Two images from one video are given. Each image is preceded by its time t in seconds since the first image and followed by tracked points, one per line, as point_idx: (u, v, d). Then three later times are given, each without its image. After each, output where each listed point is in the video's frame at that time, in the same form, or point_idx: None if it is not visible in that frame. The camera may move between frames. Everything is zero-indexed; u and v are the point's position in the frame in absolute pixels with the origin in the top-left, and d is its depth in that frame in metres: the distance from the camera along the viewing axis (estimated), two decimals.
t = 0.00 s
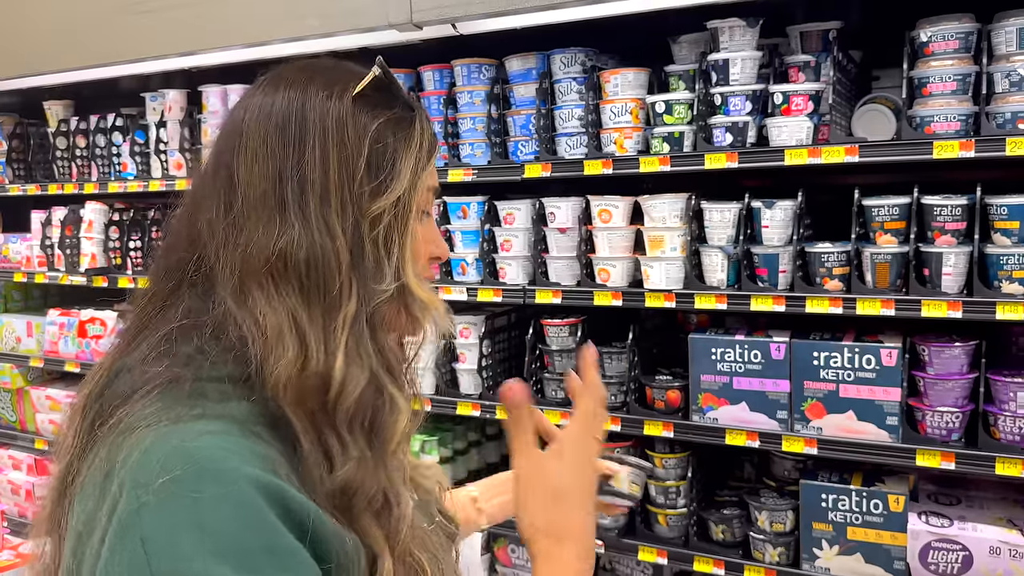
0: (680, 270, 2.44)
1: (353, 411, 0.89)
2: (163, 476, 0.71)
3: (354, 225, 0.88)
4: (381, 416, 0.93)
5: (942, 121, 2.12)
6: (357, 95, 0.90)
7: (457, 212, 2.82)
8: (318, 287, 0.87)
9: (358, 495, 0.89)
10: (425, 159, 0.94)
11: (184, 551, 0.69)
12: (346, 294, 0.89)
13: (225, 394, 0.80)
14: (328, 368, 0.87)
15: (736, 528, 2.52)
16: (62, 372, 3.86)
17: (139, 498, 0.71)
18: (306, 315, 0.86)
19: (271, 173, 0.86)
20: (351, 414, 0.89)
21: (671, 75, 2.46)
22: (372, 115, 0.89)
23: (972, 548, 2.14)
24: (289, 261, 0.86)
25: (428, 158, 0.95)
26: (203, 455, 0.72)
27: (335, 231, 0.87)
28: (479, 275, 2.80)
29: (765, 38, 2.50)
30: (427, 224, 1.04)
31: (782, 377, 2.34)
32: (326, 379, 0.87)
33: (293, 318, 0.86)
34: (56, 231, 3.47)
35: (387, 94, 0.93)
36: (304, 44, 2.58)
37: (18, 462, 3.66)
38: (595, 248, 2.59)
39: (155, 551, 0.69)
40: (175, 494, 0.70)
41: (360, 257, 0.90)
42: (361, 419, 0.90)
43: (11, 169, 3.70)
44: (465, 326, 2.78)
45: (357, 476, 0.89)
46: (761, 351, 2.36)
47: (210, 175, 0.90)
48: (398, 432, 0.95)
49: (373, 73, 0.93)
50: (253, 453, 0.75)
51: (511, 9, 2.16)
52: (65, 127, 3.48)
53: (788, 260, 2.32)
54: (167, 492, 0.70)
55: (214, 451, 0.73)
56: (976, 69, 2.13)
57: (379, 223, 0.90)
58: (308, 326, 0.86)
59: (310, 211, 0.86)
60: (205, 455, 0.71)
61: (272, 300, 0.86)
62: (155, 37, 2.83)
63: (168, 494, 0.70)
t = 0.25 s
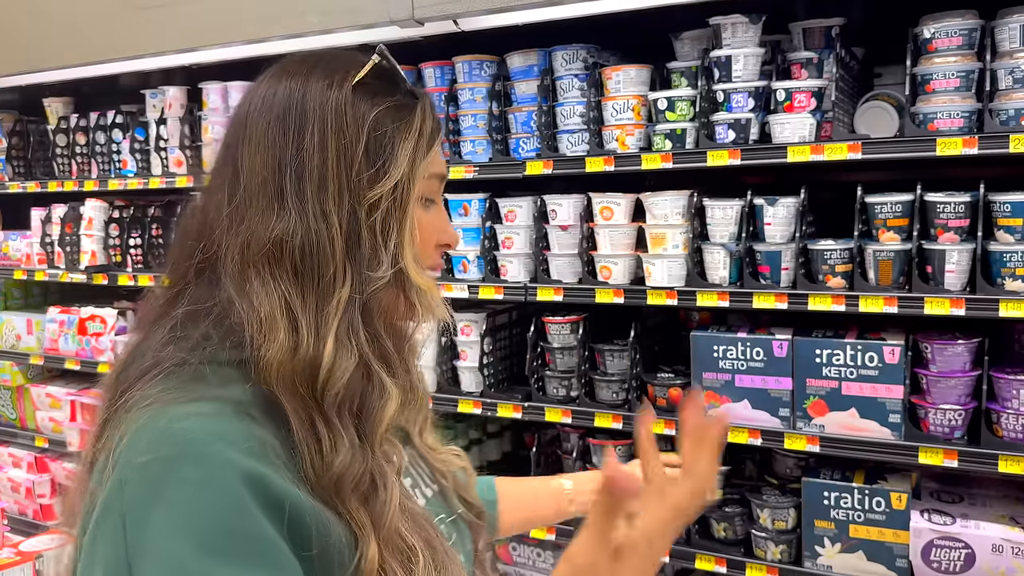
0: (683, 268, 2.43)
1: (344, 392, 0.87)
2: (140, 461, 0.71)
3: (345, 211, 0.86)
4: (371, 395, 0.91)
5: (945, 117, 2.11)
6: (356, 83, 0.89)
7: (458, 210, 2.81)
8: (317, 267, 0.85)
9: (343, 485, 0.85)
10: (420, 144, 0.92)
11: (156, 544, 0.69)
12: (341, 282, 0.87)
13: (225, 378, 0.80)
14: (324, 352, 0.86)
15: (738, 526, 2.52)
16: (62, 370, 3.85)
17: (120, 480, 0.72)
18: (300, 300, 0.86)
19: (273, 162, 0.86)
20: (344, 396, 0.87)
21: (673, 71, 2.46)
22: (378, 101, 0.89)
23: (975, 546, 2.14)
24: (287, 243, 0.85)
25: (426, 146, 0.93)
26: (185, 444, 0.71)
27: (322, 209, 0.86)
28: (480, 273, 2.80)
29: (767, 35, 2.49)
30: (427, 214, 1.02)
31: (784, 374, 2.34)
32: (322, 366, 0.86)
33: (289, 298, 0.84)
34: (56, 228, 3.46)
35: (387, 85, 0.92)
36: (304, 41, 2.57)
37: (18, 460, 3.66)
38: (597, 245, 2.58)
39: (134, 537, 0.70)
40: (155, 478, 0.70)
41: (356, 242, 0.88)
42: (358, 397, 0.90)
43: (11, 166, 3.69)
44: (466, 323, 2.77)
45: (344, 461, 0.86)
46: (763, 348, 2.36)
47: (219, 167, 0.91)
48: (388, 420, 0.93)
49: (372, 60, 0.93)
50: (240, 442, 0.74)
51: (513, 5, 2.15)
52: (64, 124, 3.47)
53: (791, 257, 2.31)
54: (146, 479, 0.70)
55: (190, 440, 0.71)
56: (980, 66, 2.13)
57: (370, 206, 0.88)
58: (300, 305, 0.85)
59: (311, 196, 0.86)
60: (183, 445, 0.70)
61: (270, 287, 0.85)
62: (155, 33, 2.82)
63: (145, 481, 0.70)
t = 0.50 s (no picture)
0: (682, 265, 2.42)
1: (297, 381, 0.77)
2: (165, 430, 0.72)
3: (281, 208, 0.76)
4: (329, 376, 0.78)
5: (946, 114, 2.10)
6: (263, 79, 0.79)
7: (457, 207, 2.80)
8: (252, 261, 0.78)
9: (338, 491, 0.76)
10: (320, 117, 0.76)
11: (167, 514, 0.70)
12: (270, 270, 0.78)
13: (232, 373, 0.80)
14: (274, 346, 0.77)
15: (737, 524, 2.52)
16: (61, 368, 3.85)
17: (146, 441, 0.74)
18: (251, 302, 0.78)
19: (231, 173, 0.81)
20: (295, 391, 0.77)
21: (673, 68, 2.43)
22: (288, 82, 0.77)
23: (974, 544, 2.13)
24: (242, 248, 0.78)
25: (325, 117, 0.76)
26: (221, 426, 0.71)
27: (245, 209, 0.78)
28: (479, 270, 2.79)
29: (768, 32, 2.48)
30: (389, 177, 0.80)
31: (784, 372, 2.33)
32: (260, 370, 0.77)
33: (240, 300, 0.79)
34: (55, 226, 3.45)
35: (294, 64, 0.79)
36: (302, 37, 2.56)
37: (16, 458, 3.65)
38: (596, 242, 2.57)
39: (148, 497, 0.72)
40: (177, 453, 0.71)
41: (274, 226, 0.77)
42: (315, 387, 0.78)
43: (9, 163, 3.68)
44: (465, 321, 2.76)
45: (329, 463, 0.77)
46: (763, 346, 2.35)
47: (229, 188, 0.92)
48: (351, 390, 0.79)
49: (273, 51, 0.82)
50: (265, 428, 0.73)
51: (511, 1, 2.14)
52: (63, 121, 3.46)
53: (790, 255, 2.31)
54: (169, 448, 0.71)
55: (215, 424, 0.71)
56: (980, 62, 2.12)
57: (275, 192, 0.76)
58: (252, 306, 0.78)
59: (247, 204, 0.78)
60: (213, 426, 0.71)
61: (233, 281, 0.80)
62: (153, 30, 2.81)
63: (167, 450, 0.71)
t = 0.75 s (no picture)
0: (679, 263, 2.43)
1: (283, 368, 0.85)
2: (189, 408, 0.81)
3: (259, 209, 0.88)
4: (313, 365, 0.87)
5: (943, 112, 2.11)
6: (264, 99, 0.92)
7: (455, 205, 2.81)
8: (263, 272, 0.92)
9: (333, 470, 0.84)
10: (286, 121, 0.86)
11: (183, 489, 0.79)
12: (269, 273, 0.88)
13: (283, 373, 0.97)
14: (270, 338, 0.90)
15: (734, 521, 2.53)
16: (60, 365, 3.85)
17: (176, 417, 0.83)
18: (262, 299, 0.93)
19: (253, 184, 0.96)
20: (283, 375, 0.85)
21: (670, 66, 2.45)
22: (276, 95, 0.91)
23: (971, 542, 2.13)
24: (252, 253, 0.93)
25: (294, 128, 0.86)
26: (241, 398, 0.81)
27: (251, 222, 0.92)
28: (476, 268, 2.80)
29: (765, 30, 2.48)
30: (370, 173, 0.88)
31: (781, 370, 2.34)
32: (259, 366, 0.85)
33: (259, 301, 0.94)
34: (54, 223, 3.46)
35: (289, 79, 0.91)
36: (301, 35, 2.56)
37: (16, 455, 3.66)
38: (594, 240, 2.58)
39: (171, 472, 0.81)
40: (203, 424, 0.80)
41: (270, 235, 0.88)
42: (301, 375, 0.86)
43: (8, 161, 3.69)
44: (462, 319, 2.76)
45: (325, 439, 0.84)
46: (760, 344, 2.35)
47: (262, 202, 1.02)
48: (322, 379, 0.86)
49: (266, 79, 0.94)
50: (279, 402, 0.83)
51: None
52: (62, 118, 3.46)
53: (788, 253, 2.31)
54: (194, 422, 0.80)
55: (236, 396, 0.81)
56: (977, 60, 2.12)
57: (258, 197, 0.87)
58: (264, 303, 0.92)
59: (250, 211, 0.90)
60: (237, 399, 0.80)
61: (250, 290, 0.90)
62: (152, 28, 2.82)
63: (193, 422, 0.80)
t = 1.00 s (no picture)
0: (680, 261, 2.43)
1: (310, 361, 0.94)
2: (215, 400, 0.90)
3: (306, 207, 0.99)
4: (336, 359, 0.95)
5: (943, 111, 2.11)
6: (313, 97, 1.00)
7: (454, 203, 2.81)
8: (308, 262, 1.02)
9: (344, 463, 0.91)
10: (334, 128, 0.95)
11: (205, 477, 0.88)
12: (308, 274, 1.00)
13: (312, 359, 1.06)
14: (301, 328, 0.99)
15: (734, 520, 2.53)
16: (62, 363, 3.86)
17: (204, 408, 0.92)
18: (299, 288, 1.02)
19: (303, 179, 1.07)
20: (309, 366, 0.94)
21: (671, 64, 2.45)
22: (324, 99, 0.98)
23: (971, 541, 2.13)
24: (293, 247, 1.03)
25: (341, 137, 0.95)
26: (259, 394, 0.89)
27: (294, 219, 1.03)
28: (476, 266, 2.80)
29: (766, 28, 2.48)
30: (405, 186, 0.96)
31: (781, 368, 2.34)
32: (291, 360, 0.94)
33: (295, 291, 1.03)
34: (55, 221, 3.46)
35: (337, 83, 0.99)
36: (301, 34, 2.57)
37: (18, 452, 3.67)
38: (594, 239, 2.58)
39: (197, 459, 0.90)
40: (225, 416, 0.89)
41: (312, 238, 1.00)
42: (324, 368, 0.94)
43: (10, 159, 3.69)
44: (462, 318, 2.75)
45: (339, 432, 0.92)
46: (760, 342, 2.35)
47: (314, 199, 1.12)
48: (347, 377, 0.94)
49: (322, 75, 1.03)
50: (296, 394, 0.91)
51: None
52: (63, 116, 3.47)
53: (788, 251, 2.31)
54: (218, 414, 0.89)
55: (255, 389, 0.89)
56: (978, 59, 2.11)
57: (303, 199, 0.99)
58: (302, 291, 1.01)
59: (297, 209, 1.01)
60: (257, 394, 0.89)
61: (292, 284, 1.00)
62: (153, 26, 2.82)
63: (217, 414, 0.89)
